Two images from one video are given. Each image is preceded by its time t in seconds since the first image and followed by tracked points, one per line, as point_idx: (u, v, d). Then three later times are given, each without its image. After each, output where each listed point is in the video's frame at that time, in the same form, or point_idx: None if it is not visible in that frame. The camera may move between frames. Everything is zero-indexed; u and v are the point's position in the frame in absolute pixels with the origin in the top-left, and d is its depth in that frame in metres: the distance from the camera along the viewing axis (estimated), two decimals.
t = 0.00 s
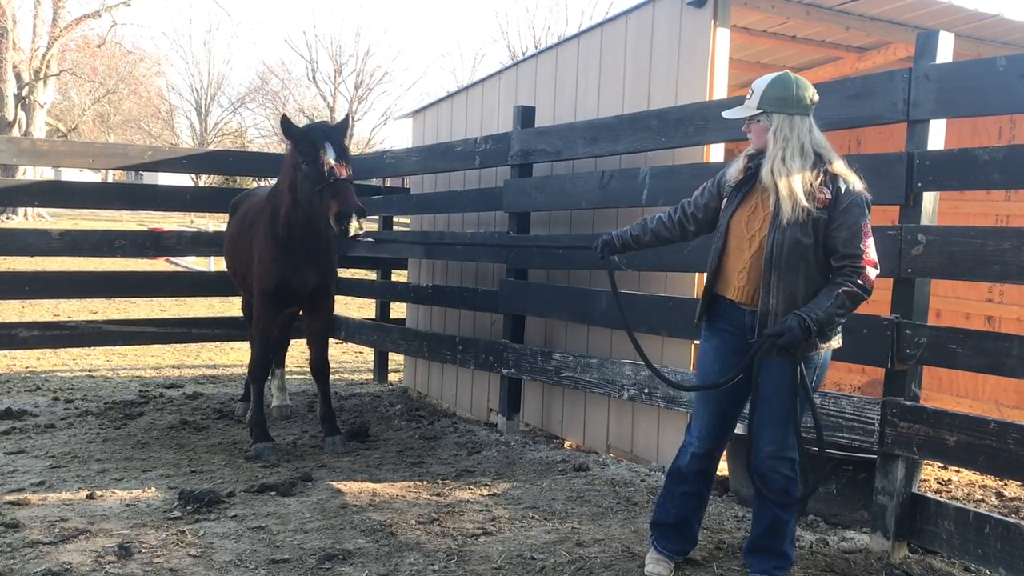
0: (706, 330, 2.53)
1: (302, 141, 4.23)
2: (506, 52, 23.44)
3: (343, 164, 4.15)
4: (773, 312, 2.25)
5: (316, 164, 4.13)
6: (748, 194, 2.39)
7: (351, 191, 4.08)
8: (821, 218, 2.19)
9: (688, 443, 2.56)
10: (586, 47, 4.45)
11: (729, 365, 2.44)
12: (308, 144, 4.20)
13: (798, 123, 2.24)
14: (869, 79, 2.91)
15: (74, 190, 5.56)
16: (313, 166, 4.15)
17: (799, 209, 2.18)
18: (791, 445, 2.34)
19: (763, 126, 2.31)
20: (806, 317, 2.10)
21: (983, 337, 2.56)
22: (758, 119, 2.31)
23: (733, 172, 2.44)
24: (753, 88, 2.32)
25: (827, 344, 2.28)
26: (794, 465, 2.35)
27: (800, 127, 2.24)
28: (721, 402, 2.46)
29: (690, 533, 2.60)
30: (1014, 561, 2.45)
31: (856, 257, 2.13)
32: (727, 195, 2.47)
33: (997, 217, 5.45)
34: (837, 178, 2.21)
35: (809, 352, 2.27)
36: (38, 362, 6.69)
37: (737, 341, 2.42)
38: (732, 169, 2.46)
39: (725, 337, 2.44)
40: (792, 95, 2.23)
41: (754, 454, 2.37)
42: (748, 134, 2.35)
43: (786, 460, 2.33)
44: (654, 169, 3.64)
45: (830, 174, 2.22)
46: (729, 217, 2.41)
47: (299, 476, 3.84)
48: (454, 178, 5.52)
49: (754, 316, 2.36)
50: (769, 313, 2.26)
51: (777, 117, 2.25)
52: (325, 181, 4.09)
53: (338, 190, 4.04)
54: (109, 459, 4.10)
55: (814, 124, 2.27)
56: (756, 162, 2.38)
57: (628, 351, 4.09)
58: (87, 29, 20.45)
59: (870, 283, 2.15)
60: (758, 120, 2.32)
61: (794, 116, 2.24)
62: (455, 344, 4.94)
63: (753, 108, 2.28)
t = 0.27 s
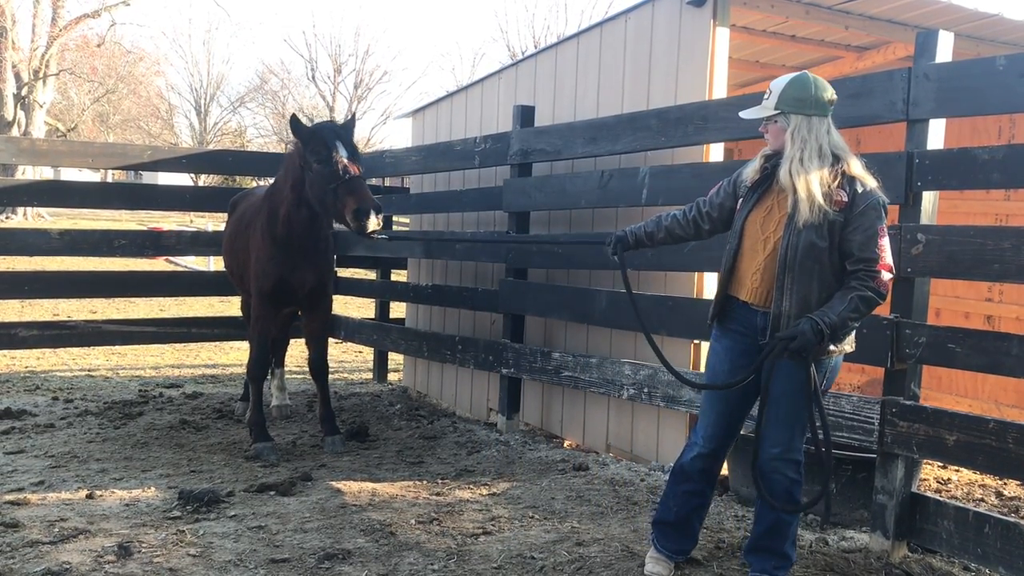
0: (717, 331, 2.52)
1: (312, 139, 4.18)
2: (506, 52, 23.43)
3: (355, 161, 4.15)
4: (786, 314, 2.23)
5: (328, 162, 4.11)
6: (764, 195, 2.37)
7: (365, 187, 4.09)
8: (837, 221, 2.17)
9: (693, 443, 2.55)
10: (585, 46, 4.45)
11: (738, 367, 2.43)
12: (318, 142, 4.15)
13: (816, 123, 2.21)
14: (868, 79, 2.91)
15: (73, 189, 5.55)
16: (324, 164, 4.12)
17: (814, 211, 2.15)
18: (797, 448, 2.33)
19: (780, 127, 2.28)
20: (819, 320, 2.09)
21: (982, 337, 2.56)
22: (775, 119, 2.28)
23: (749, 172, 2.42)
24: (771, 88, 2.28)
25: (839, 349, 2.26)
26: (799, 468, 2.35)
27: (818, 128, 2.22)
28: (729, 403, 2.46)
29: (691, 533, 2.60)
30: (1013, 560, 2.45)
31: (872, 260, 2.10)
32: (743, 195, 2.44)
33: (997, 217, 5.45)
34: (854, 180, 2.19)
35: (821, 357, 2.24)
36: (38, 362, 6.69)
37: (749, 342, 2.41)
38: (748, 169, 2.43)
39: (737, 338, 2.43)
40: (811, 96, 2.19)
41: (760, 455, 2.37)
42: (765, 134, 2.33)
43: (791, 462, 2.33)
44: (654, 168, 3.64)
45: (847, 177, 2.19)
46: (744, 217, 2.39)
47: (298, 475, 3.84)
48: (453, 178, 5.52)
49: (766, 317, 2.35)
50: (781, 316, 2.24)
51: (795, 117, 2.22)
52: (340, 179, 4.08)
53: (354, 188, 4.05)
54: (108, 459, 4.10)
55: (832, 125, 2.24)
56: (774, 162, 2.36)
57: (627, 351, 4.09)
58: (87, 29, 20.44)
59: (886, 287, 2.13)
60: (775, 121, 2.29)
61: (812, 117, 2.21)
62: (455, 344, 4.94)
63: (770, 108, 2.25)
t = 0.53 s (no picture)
0: (725, 330, 2.51)
1: (321, 137, 4.19)
2: (505, 50, 23.41)
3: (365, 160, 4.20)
4: (796, 316, 2.22)
5: (340, 159, 4.12)
6: (777, 196, 2.35)
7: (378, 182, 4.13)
8: (850, 223, 2.16)
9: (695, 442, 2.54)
10: (584, 45, 4.44)
11: (745, 367, 2.41)
12: (329, 139, 4.17)
13: (830, 124, 2.20)
14: (868, 77, 2.91)
15: (72, 188, 5.55)
16: (337, 160, 4.13)
17: (828, 213, 2.14)
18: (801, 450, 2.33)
19: (794, 127, 2.26)
20: (828, 323, 2.09)
21: (981, 335, 2.57)
22: (789, 120, 2.26)
23: (762, 172, 2.40)
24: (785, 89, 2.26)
25: (849, 352, 2.26)
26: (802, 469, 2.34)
27: (832, 130, 2.20)
28: (733, 403, 2.44)
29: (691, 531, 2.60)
30: (1012, 558, 2.46)
31: (884, 264, 2.10)
32: (755, 196, 2.42)
33: (996, 215, 5.45)
34: (867, 183, 2.18)
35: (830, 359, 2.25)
36: (37, 361, 6.69)
37: (755, 342, 2.40)
38: (760, 169, 2.41)
39: (744, 338, 2.42)
40: (826, 96, 2.18)
41: (763, 456, 2.37)
42: (779, 134, 2.31)
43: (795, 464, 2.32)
44: (653, 167, 3.63)
45: (861, 179, 2.19)
46: (756, 217, 2.37)
47: (298, 474, 3.84)
48: (452, 176, 5.52)
49: (775, 317, 2.33)
50: (792, 318, 2.23)
51: (809, 118, 2.20)
52: (353, 175, 4.10)
53: (368, 184, 4.08)
54: (108, 458, 4.10)
55: (847, 126, 2.22)
56: (786, 163, 2.33)
57: (627, 349, 4.09)
58: (86, 27, 20.40)
59: (896, 290, 2.14)
60: (789, 121, 2.27)
61: (827, 117, 2.19)
62: (454, 343, 4.93)
63: (784, 108, 2.22)
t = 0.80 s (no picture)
0: (730, 330, 2.51)
1: (335, 137, 4.20)
2: (503, 48, 23.38)
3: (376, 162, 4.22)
4: (804, 318, 2.22)
5: (354, 159, 4.12)
6: (786, 196, 2.34)
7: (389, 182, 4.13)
8: (860, 225, 2.16)
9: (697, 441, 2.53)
10: (583, 43, 4.44)
11: (749, 367, 2.41)
12: (343, 140, 4.18)
13: (843, 125, 2.19)
14: (867, 75, 2.91)
15: (71, 186, 5.54)
16: (349, 160, 4.13)
17: (839, 215, 2.14)
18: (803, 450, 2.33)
19: (806, 127, 2.26)
20: (835, 326, 2.09)
21: (981, 334, 2.57)
22: (802, 119, 2.25)
23: (772, 171, 2.39)
24: (797, 88, 2.25)
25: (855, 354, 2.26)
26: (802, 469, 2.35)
27: (844, 130, 2.19)
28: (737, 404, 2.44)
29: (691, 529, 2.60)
30: (1010, 556, 2.46)
31: (893, 267, 2.11)
32: (765, 195, 2.41)
33: (995, 213, 5.45)
34: (878, 185, 2.18)
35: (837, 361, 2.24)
36: (36, 359, 6.69)
37: (761, 342, 2.40)
38: (770, 168, 2.41)
39: (750, 338, 2.41)
40: (838, 97, 2.17)
41: (765, 455, 2.38)
42: (790, 134, 2.30)
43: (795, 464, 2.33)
44: (652, 165, 3.63)
45: (873, 181, 2.19)
46: (765, 217, 2.36)
47: (297, 472, 3.84)
48: (451, 175, 5.52)
49: (782, 317, 2.33)
50: (800, 319, 2.23)
51: (821, 119, 2.20)
52: (365, 174, 4.10)
53: (379, 183, 4.07)
54: (107, 456, 4.10)
55: (859, 128, 2.22)
56: (797, 163, 2.33)
57: (626, 347, 4.09)
58: (84, 25, 20.36)
59: (904, 293, 2.14)
60: (801, 121, 2.27)
61: (840, 118, 2.19)
62: (453, 341, 4.93)
63: (796, 108, 2.22)
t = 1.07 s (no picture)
0: (733, 330, 2.51)
1: (360, 150, 4.11)
2: (502, 47, 23.36)
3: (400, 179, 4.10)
4: (809, 320, 2.22)
5: (377, 175, 4.03)
6: (792, 196, 2.34)
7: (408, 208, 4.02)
8: (866, 228, 2.15)
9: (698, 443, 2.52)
10: (583, 42, 4.44)
11: (751, 365, 2.41)
12: (367, 154, 4.08)
13: (848, 126, 2.19)
14: (866, 74, 2.91)
15: (70, 185, 5.53)
16: (371, 175, 4.04)
17: (844, 217, 2.13)
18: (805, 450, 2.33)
19: (812, 128, 2.25)
20: (840, 329, 2.09)
21: (980, 332, 2.57)
22: (807, 120, 2.25)
23: (777, 171, 2.38)
24: (803, 90, 2.25)
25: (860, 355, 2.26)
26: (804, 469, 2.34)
27: (849, 131, 2.19)
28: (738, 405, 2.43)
29: (694, 531, 2.58)
30: (1009, 555, 2.46)
31: (898, 269, 2.10)
32: (770, 196, 2.41)
33: (994, 212, 5.46)
34: (884, 186, 2.17)
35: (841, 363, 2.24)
36: (35, 358, 6.68)
37: (764, 341, 2.39)
38: (776, 169, 2.40)
39: (753, 338, 2.41)
40: (844, 97, 2.17)
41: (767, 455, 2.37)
42: (796, 135, 2.29)
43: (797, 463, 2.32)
44: (651, 164, 3.63)
45: (879, 183, 2.18)
46: (771, 217, 2.36)
47: (296, 471, 3.84)
48: (450, 174, 5.52)
49: (786, 318, 2.33)
50: (805, 321, 2.23)
51: (827, 120, 2.20)
52: (386, 195, 3.99)
53: (398, 205, 3.97)
54: (106, 455, 4.10)
55: (866, 128, 2.21)
56: (803, 164, 2.32)
57: (625, 346, 4.09)
58: (82, 24, 20.34)
59: (910, 296, 2.12)
60: (806, 121, 2.26)
61: (846, 119, 2.19)
62: (452, 340, 4.93)
63: (802, 109, 2.22)
